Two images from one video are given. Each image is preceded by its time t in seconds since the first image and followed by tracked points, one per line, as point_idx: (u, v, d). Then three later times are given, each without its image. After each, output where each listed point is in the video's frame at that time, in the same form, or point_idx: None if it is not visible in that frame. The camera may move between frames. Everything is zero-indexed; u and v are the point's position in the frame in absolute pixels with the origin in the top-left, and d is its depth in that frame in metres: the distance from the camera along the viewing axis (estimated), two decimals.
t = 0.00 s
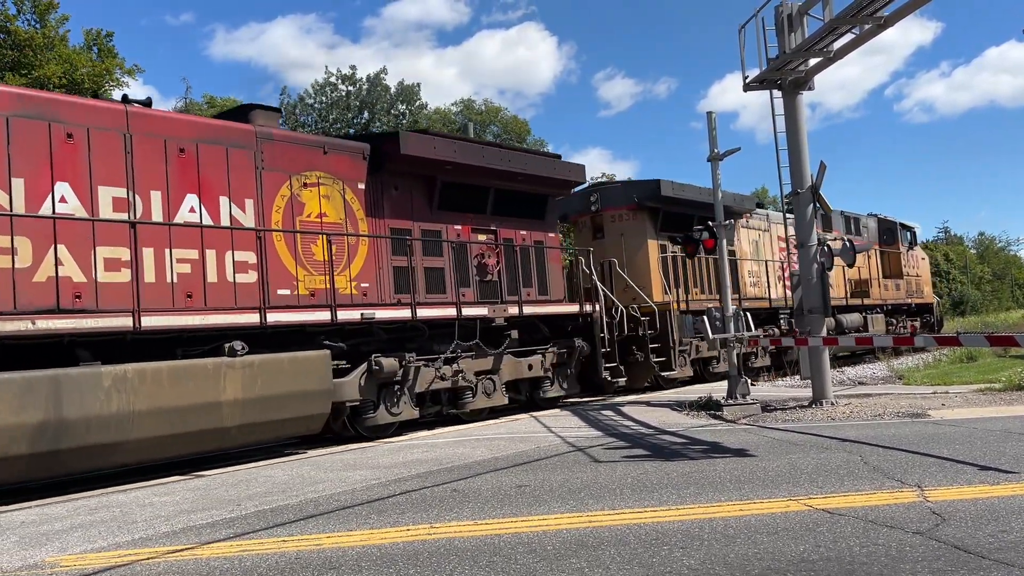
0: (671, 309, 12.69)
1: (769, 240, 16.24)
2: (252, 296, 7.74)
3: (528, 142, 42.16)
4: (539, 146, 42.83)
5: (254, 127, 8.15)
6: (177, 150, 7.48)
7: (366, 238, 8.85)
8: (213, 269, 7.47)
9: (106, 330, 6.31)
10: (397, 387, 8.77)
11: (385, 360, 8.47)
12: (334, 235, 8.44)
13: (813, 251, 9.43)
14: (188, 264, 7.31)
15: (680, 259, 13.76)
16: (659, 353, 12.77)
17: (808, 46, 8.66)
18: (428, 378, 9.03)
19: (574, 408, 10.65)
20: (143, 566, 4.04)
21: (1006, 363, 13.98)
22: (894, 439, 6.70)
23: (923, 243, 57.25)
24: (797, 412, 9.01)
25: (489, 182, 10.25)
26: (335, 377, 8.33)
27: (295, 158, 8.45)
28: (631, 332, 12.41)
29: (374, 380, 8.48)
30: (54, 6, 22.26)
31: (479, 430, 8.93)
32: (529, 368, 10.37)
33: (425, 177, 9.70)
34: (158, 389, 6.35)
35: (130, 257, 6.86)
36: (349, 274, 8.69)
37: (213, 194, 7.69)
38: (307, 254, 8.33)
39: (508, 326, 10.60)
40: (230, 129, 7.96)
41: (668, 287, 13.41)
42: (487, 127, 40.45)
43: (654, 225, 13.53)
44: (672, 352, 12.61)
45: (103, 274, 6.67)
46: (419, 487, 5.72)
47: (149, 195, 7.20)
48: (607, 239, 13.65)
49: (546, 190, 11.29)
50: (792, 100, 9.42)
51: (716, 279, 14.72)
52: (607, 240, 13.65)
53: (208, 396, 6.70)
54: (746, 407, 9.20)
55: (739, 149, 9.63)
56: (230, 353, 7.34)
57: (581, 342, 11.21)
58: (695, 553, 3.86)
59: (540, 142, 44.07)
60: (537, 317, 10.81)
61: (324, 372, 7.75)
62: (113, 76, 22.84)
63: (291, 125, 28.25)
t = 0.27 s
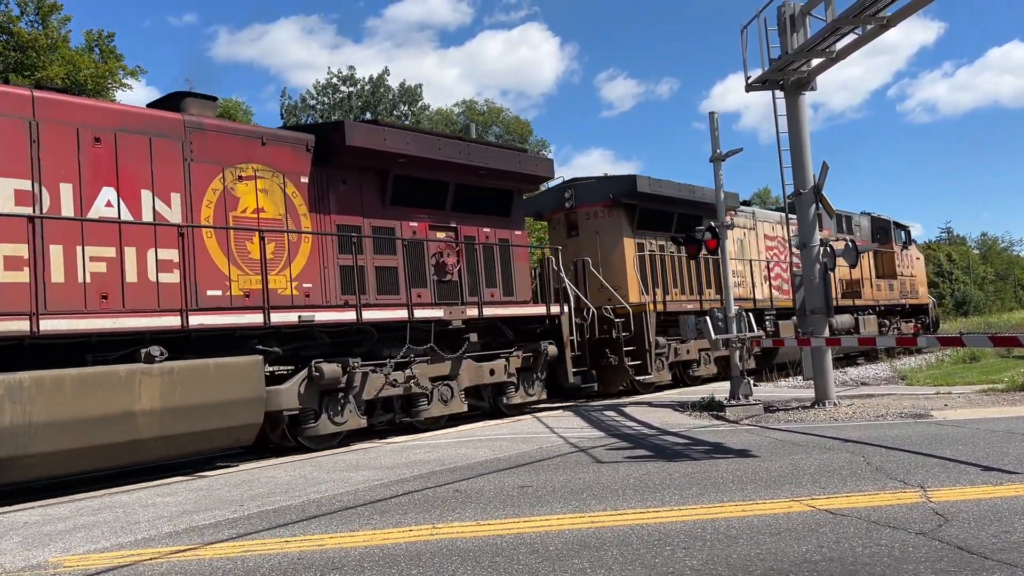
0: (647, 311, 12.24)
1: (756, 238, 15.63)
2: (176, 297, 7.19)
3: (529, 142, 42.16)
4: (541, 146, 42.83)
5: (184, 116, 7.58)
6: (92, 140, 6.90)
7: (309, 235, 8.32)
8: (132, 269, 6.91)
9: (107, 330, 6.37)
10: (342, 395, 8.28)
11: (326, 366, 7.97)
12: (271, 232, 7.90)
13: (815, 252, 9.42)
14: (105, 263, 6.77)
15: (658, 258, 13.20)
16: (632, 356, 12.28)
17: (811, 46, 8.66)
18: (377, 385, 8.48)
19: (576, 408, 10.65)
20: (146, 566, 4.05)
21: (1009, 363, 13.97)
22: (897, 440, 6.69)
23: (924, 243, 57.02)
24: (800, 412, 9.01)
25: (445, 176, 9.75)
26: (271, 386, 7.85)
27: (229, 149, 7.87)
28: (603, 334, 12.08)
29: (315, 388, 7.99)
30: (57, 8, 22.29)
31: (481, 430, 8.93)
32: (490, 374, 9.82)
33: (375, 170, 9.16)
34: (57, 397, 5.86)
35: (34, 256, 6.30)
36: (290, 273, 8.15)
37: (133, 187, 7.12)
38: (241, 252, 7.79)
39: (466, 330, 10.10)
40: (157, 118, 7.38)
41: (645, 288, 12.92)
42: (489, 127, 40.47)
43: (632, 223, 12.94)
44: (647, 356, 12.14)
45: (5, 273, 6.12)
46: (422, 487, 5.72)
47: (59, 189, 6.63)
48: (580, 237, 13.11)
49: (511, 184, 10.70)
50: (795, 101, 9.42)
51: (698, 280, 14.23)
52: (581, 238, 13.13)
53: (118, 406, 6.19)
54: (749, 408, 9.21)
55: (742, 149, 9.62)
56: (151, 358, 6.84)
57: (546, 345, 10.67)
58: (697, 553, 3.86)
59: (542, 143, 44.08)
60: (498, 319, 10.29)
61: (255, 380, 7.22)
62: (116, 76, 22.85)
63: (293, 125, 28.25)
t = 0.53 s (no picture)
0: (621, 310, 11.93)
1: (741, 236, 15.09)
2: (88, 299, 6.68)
3: (532, 142, 42.18)
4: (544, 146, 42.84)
5: (100, 103, 7.02)
6: None
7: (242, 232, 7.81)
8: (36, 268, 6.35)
9: (111, 330, 6.42)
10: (278, 402, 7.75)
11: (259, 372, 7.43)
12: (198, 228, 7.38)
13: (819, 251, 9.41)
14: (6, 260, 6.21)
15: (634, 256, 12.88)
16: (606, 359, 12.01)
17: (814, 45, 8.65)
18: (318, 394, 8.02)
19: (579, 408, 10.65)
20: (149, 566, 4.05)
21: (1013, 363, 13.90)
22: (900, 440, 6.68)
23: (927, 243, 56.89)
24: (803, 412, 9.00)
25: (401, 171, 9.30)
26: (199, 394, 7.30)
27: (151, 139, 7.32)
28: (575, 335, 12.04)
29: (248, 397, 7.47)
30: (60, 9, 22.33)
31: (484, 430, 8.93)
32: (445, 378, 9.41)
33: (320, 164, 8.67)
34: None
35: None
36: (220, 272, 7.63)
37: (39, 179, 6.55)
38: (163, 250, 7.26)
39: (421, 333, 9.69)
40: (69, 105, 6.82)
41: (619, 288, 12.52)
42: (492, 127, 40.49)
43: (608, 219, 12.59)
44: (621, 358, 11.81)
45: None
46: (425, 487, 5.73)
47: None
48: (554, 234, 12.76)
49: (467, 178, 10.24)
50: (798, 100, 9.41)
51: (677, 278, 13.88)
52: (554, 235, 12.77)
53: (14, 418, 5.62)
54: (752, 408, 9.20)
55: (745, 149, 9.61)
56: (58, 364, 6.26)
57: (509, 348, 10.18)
58: (700, 553, 3.86)
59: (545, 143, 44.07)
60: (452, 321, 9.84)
61: (177, 388, 6.69)
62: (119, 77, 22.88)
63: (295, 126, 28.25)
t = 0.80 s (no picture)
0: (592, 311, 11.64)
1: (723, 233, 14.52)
2: None
3: (536, 142, 42.18)
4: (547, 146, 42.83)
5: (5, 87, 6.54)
6: None
7: (168, 227, 7.39)
8: None
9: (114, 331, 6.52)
10: (205, 411, 7.26)
11: (180, 380, 6.95)
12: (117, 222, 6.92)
13: (822, 251, 9.40)
14: None
15: (608, 254, 12.47)
16: (575, 362, 11.94)
17: (818, 45, 8.63)
18: (251, 402, 7.55)
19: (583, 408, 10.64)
20: (154, 565, 4.06)
21: (1017, 363, 13.85)
22: (905, 440, 6.66)
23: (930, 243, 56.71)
24: (807, 412, 8.97)
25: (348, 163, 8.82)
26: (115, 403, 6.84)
27: (63, 129, 6.85)
28: (542, 337, 11.84)
29: (169, 405, 6.97)
30: (64, 9, 22.38)
31: (488, 430, 8.92)
32: (398, 386, 8.98)
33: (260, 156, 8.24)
34: None
35: None
36: (143, 270, 7.21)
37: None
38: (75, 246, 6.77)
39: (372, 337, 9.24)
40: None
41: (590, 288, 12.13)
42: (496, 127, 40.51)
43: (580, 216, 12.23)
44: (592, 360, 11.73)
45: None
46: (429, 487, 5.72)
47: None
48: (525, 232, 12.37)
49: (424, 170, 9.73)
50: (802, 100, 9.39)
51: (655, 276, 13.42)
52: (525, 232, 12.38)
53: None
54: (756, 407, 9.18)
55: (749, 148, 9.60)
56: None
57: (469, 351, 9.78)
58: (705, 553, 3.85)
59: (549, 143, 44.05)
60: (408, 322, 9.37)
61: (87, 397, 6.29)
62: (124, 78, 22.91)
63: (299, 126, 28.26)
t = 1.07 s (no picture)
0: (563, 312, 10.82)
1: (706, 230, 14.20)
2: None
3: (540, 142, 42.19)
4: (552, 146, 42.83)
5: None
6: None
7: (82, 223, 6.68)
8: None
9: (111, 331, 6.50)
10: (120, 422, 6.60)
11: (87, 389, 6.28)
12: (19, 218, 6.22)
13: (828, 251, 9.39)
14: None
15: (583, 252, 11.69)
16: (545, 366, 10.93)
17: (823, 44, 8.62)
18: (175, 412, 6.85)
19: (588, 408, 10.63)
20: (160, 564, 4.07)
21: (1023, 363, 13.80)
22: (911, 440, 6.65)
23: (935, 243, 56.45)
24: (812, 412, 8.94)
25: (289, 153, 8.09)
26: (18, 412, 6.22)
27: None
28: (508, 340, 10.81)
29: (78, 416, 6.34)
30: (69, 10, 22.47)
31: (493, 430, 8.92)
32: (342, 392, 8.18)
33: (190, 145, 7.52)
34: None
35: None
36: (52, 270, 6.49)
37: None
38: None
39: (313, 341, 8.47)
40: None
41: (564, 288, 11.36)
42: (500, 127, 40.53)
43: (551, 212, 11.44)
44: (561, 363, 10.79)
45: None
46: (433, 487, 5.72)
47: None
48: (491, 230, 11.53)
49: (378, 162, 8.92)
50: (807, 99, 9.38)
51: (635, 275, 12.62)
52: (491, 230, 11.54)
53: None
54: (761, 407, 9.16)
55: (754, 148, 9.58)
56: None
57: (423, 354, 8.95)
58: (710, 553, 3.85)
59: (553, 143, 44.03)
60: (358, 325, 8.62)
61: None
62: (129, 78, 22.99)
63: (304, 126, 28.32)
